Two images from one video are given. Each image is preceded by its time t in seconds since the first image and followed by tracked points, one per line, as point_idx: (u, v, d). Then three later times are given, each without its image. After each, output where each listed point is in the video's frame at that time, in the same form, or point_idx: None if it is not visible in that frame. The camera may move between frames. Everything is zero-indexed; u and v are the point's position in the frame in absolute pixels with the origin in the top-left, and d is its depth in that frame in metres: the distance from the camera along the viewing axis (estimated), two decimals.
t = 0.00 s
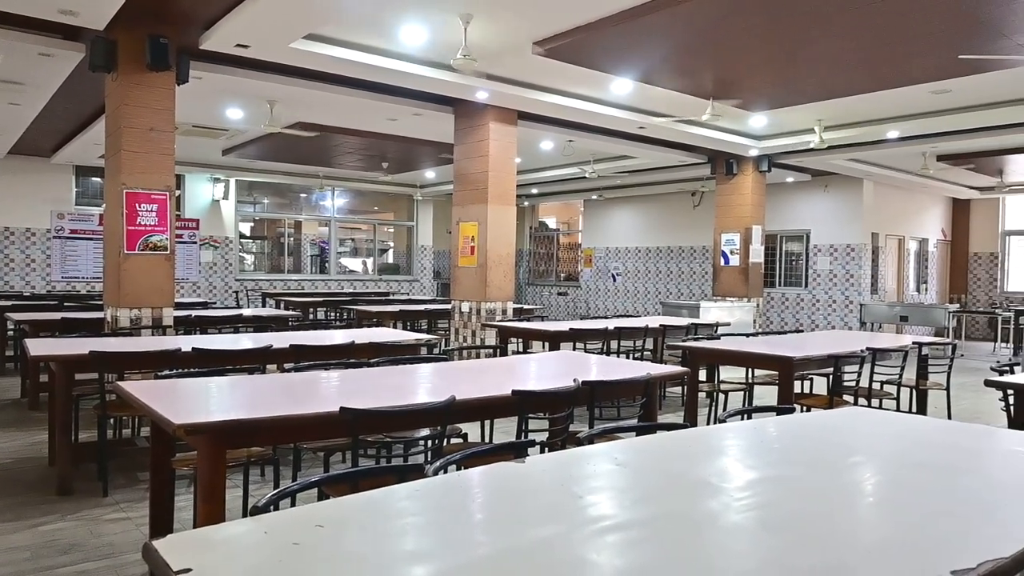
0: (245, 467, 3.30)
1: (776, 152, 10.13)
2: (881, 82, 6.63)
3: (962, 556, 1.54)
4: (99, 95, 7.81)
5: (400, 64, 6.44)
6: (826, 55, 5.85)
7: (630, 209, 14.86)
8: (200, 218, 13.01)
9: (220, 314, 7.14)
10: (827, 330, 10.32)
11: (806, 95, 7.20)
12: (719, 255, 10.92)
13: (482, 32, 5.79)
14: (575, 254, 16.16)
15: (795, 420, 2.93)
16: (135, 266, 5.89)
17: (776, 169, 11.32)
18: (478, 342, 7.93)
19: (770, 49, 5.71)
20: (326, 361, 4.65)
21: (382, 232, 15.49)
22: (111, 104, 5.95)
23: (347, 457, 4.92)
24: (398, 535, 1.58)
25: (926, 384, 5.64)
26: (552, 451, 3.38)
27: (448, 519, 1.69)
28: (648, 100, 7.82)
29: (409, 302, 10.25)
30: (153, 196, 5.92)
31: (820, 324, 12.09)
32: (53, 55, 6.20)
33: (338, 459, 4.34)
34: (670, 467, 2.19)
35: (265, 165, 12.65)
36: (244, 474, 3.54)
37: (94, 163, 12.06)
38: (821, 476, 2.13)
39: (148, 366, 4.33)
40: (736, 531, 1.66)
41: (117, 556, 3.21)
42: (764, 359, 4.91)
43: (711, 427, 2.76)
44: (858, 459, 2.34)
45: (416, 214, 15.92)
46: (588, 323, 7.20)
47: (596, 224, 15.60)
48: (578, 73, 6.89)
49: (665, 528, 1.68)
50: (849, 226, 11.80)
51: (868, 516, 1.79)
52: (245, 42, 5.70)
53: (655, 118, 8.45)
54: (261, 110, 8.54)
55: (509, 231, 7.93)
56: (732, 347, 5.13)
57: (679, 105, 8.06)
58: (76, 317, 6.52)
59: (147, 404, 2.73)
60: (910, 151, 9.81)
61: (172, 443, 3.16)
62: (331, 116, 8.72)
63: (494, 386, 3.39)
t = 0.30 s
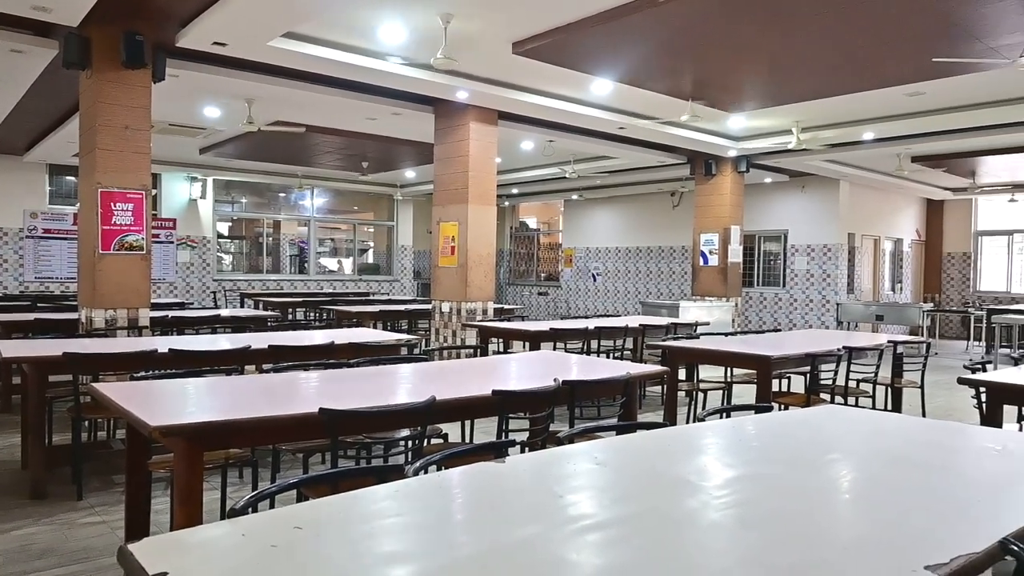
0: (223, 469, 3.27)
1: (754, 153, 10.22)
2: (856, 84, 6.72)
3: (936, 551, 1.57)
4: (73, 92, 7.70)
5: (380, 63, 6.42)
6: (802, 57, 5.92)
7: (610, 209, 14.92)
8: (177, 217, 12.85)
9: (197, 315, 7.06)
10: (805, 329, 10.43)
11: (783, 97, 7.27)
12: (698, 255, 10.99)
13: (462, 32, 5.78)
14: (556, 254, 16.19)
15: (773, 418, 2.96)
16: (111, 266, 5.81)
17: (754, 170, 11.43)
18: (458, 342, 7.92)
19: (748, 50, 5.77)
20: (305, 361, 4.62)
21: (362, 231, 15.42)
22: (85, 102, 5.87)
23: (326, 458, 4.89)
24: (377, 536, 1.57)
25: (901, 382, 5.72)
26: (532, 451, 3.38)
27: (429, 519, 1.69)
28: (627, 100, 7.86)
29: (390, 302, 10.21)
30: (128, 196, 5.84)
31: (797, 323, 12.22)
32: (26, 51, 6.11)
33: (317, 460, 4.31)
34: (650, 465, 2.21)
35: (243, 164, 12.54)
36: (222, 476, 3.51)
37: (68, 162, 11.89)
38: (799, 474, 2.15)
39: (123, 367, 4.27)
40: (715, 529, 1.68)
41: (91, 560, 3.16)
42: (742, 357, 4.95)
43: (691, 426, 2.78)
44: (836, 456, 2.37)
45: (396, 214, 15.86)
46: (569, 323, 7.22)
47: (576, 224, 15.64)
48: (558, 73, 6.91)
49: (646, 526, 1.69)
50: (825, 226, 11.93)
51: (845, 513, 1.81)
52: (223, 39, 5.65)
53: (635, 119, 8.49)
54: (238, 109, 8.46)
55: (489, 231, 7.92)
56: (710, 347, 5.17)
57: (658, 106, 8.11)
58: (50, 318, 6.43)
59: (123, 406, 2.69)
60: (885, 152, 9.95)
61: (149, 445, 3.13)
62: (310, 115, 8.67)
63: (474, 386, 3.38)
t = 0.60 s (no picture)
0: (202, 471, 3.23)
1: (735, 155, 10.30)
2: (835, 87, 6.79)
3: (913, 549, 1.59)
4: (49, 90, 7.59)
5: (362, 63, 6.39)
6: (782, 60, 5.98)
7: (592, 210, 14.96)
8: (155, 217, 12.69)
9: (176, 316, 6.99)
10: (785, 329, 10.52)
11: (763, 99, 7.33)
12: (680, 256, 11.05)
13: (444, 32, 5.78)
14: (538, 255, 16.22)
15: (753, 418, 2.98)
16: (87, 266, 5.73)
17: (734, 171, 11.52)
18: (440, 343, 7.90)
19: (728, 53, 5.82)
20: (286, 362, 4.59)
21: (343, 232, 15.34)
22: (62, 100, 5.79)
23: (307, 459, 4.86)
24: (358, 538, 1.57)
25: (879, 381, 5.79)
26: (515, 451, 3.38)
27: (412, 521, 1.68)
28: (610, 101, 7.89)
29: (372, 303, 10.18)
30: (106, 195, 5.77)
31: (777, 324, 12.32)
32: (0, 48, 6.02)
33: (298, 462, 4.29)
34: (631, 465, 2.21)
35: (223, 164, 12.44)
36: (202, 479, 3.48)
37: (44, 161, 11.73)
38: (779, 473, 2.17)
39: (100, 369, 4.21)
40: (696, 528, 1.69)
41: (68, 564, 3.12)
42: (722, 358, 4.99)
43: (673, 426, 2.79)
44: (814, 455, 2.39)
45: (378, 214, 15.80)
46: (551, 324, 7.23)
47: (559, 224, 15.67)
48: (541, 74, 6.92)
49: (628, 526, 1.70)
50: (805, 227, 12.05)
51: (824, 511, 1.83)
52: (202, 38, 5.60)
53: (617, 120, 8.52)
54: (219, 108, 8.39)
55: (472, 231, 7.92)
56: (691, 347, 5.20)
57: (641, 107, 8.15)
58: (25, 319, 6.33)
59: (100, 409, 2.66)
60: (863, 155, 10.07)
61: (127, 448, 3.09)
62: (292, 115, 8.62)
63: (456, 387, 3.38)
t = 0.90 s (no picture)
0: (181, 474, 3.21)
1: (716, 155, 10.38)
2: (813, 90, 6.86)
3: (890, 546, 1.61)
4: (25, 88, 7.48)
5: (343, 62, 6.36)
6: (761, 62, 6.03)
7: (574, 210, 15.00)
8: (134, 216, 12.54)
9: (155, 317, 6.91)
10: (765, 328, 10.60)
11: (744, 101, 7.39)
12: (662, 256, 11.10)
13: (426, 31, 5.77)
14: (521, 255, 16.23)
15: (734, 417, 3.00)
16: (64, 267, 5.65)
17: (715, 172, 11.61)
18: (423, 343, 7.88)
19: (708, 54, 5.86)
20: (267, 363, 4.55)
21: (325, 232, 15.27)
22: (37, 98, 5.71)
23: (288, 461, 4.83)
24: (339, 539, 1.56)
25: (858, 380, 5.85)
26: (497, 452, 3.38)
27: (394, 522, 1.68)
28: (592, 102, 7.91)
29: (354, 304, 10.14)
30: (83, 195, 5.69)
31: (758, 323, 12.43)
32: None
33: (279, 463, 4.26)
34: (613, 465, 2.22)
35: (203, 163, 12.33)
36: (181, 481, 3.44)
37: (19, 159, 11.56)
38: (758, 471, 2.20)
39: (78, 370, 4.16)
40: (677, 526, 1.70)
41: (44, 569, 3.07)
42: (703, 357, 5.02)
43: (655, 426, 2.81)
44: (793, 454, 2.41)
45: (360, 215, 15.74)
46: (533, 324, 7.24)
47: (541, 225, 15.69)
48: (523, 75, 6.93)
49: (609, 525, 1.70)
50: (785, 227, 12.16)
51: (803, 509, 1.85)
52: (181, 36, 5.54)
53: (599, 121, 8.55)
54: (198, 107, 8.31)
55: (454, 232, 7.90)
56: (672, 347, 5.23)
57: (622, 108, 8.18)
58: None
59: (76, 411, 2.63)
60: (842, 156, 10.17)
61: (104, 450, 3.05)
62: (273, 114, 8.56)
63: (438, 387, 3.37)
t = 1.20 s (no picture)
0: (162, 475, 3.18)
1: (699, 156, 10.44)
2: (795, 91, 6.92)
3: (869, 542, 1.63)
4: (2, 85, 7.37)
5: (326, 61, 6.33)
6: (743, 63, 6.07)
7: (558, 210, 15.02)
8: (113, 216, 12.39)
9: (135, 317, 6.84)
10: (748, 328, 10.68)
11: (726, 102, 7.44)
12: (645, 256, 11.14)
13: (409, 31, 5.76)
14: (504, 254, 16.22)
15: (717, 416, 3.02)
16: (41, 267, 5.58)
17: (698, 173, 11.68)
18: (406, 343, 7.86)
19: (690, 56, 5.89)
20: (250, 364, 4.52)
21: (308, 232, 15.18)
22: (14, 96, 5.62)
23: (271, 463, 4.80)
24: (322, 541, 1.55)
25: (838, 379, 5.90)
26: (481, 452, 3.37)
27: (376, 522, 1.67)
28: (576, 102, 7.93)
29: (337, 304, 10.10)
30: (61, 194, 5.62)
31: (740, 323, 12.51)
32: None
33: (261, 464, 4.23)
34: (596, 464, 2.23)
35: (184, 162, 12.21)
36: (162, 483, 3.41)
37: None
38: (740, 469, 2.21)
39: (55, 371, 4.13)
40: (660, 525, 1.72)
41: (22, 573, 3.03)
42: (686, 357, 5.04)
43: (637, 425, 2.82)
44: (774, 452, 2.44)
45: (343, 214, 15.67)
46: (517, 323, 7.24)
47: (525, 225, 15.70)
48: (507, 74, 6.93)
49: (592, 524, 1.71)
50: (767, 228, 12.25)
51: (784, 507, 1.86)
52: (161, 34, 5.49)
53: (582, 121, 8.56)
54: (179, 105, 8.23)
55: (438, 231, 7.89)
56: (655, 347, 5.25)
57: (606, 108, 8.21)
58: None
59: (55, 412, 2.59)
60: (823, 157, 10.27)
61: (84, 452, 3.02)
62: (255, 113, 8.50)
63: (422, 388, 3.36)
